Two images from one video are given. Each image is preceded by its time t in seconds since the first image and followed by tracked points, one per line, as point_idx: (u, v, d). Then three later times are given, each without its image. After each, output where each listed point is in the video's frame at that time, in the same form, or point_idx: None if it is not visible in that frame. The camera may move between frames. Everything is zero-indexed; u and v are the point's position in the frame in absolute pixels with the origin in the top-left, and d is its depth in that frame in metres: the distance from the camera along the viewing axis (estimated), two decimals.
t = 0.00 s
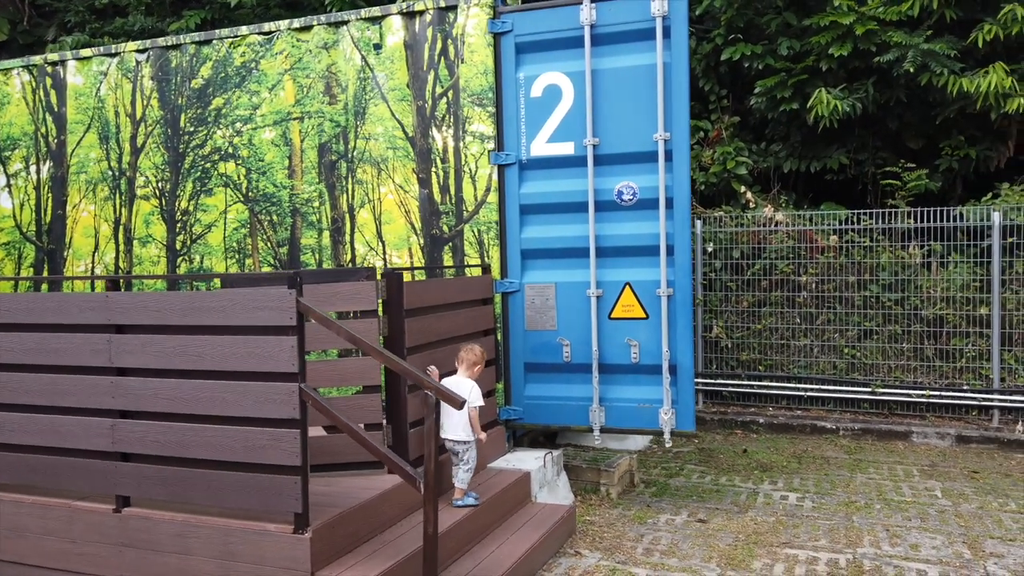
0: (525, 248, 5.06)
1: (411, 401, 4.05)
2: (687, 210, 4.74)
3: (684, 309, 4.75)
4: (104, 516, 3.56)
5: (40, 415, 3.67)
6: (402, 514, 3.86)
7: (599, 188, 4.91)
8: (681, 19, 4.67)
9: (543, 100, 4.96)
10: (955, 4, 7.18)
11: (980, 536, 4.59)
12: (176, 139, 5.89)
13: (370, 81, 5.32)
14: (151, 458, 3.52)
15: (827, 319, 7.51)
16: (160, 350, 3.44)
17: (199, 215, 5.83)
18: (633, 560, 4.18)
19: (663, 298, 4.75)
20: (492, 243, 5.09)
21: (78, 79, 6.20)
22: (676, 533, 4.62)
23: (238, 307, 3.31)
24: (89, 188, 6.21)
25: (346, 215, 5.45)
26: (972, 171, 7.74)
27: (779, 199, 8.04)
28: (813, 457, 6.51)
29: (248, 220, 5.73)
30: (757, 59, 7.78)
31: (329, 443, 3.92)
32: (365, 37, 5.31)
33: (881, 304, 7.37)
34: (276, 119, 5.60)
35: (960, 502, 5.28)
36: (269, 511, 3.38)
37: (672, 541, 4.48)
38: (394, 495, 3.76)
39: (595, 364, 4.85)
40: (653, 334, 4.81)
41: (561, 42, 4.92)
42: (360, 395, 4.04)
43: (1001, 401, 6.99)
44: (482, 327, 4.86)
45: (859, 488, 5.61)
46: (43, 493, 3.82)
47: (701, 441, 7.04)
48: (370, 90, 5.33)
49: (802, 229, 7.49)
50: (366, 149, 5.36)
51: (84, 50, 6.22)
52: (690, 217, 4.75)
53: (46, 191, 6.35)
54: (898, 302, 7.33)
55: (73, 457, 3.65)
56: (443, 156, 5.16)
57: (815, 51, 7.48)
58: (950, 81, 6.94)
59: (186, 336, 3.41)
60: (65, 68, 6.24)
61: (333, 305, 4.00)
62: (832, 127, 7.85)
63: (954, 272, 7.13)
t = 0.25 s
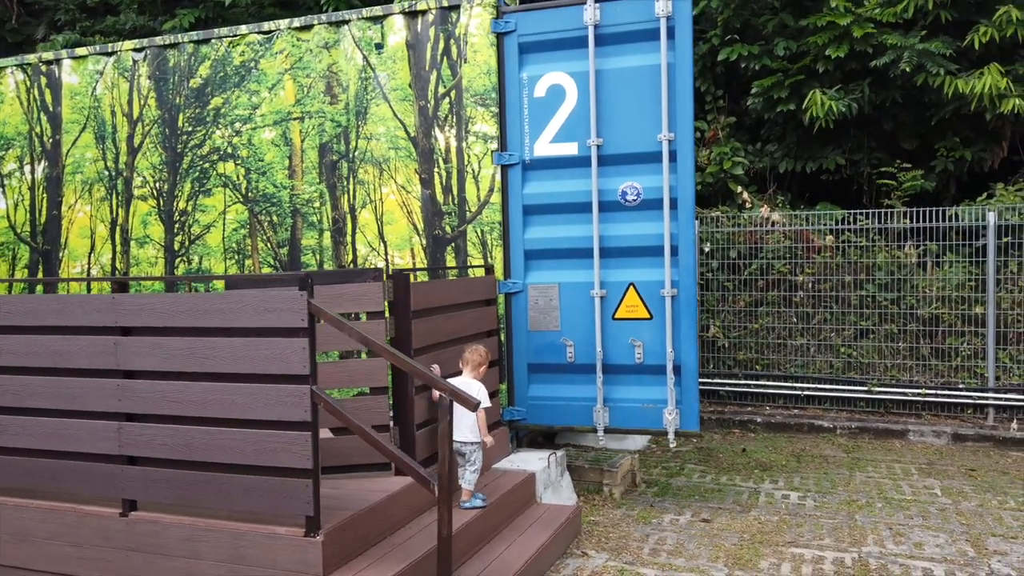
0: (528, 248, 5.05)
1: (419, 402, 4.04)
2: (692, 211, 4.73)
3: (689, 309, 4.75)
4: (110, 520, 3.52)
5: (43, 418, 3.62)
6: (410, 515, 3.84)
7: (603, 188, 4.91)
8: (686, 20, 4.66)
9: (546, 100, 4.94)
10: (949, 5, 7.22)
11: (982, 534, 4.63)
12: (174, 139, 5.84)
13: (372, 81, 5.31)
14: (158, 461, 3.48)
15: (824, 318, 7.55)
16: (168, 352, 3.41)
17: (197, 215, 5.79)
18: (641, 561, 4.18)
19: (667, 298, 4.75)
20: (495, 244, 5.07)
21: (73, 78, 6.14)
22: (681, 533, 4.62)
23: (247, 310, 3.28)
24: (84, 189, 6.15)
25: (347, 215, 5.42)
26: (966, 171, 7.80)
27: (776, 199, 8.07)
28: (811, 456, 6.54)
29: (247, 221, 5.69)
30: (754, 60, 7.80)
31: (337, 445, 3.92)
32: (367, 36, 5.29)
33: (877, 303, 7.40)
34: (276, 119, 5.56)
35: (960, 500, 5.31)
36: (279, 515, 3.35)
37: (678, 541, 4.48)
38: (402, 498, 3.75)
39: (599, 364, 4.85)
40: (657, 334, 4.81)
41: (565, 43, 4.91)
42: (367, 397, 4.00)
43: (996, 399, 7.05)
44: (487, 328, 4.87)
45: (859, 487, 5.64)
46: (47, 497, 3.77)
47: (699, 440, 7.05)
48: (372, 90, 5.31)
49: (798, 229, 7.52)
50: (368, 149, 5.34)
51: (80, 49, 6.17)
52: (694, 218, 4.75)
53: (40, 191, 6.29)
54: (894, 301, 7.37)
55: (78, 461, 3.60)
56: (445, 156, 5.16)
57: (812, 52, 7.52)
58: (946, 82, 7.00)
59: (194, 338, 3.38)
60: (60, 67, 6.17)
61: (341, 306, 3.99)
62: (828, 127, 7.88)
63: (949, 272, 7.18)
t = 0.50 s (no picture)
0: (533, 248, 5.04)
1: (426, 402, 4.03)
2: (697, 210, 4.73)
3: (694, 309, 4.75)
4: (118, 523, 3.48)
5: (49, 421, 3.57)
6: (421, 517, 3.83)
7: (608, 188, 4.89)
8: (691, 20, 4.65)
9: (551, 100, 4.93)
10: (946, 6, 7.23)
11: (987, 531, 4.66)
12: (174, 138, 5.81)
13: (375, 81, 5.29)
14: (167, 463, 3.45)
15: (822, 318, 7.56)
16: (178, 353, 3.38)
17: (198, 215, 5.75)
18: (650, 561, 4.18)
19: (673, 298, 4.75)
20: (500, 243, 5.08)
21: (71, 77, 6.09)
22: (688, 532, 4.62)
23: (260, 310, 3.25)
24: (83, 188, 6.10)
25: (350, 215, 5.41)
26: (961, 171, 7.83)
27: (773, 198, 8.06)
28: (812, 455, 6.56)
29: (249, 220, 5.67)
30: (751, 60, 7.82)
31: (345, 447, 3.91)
32: (370, 36, 5.27)
33: (876, 302, 7.42)
34: (278, 119, 5.54)
35: (963, 498, 5.34)
36: (290, 517, 3.32)
37: (686, 541, 4.48)
38: (413, 499, 3.73)
39: (605, 364, 4.84)
40: (663, 334, 4.81)
41: (568, 42, 4.89)
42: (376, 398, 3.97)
43: (994, 397, 7.10)
44: (491, 328, 4.87)
45: (862, 485, 5.67)
46: (51, 500, 3.73)
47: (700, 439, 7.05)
48: (375, 90, 5.30)
49: (796, 229, 7.53)
50: (371, 149, 5.34)
51: (78, 48, 6.12)
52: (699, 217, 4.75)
53: (37, 190, 6.24)
54: (892, 300, 7.38)
55: (84, 463, 3.56)
56: (450, 156, 5.15)
57: (810, 53, 7.54)
58: (942, 82, 7.02)
59: (205, 339, 3.35)
60: (58, 66, 6.12)
61: (349, 307, 3.99)
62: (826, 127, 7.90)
63: (947, 271, 7.22)
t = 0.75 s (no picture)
0: (538, 247, 5.04)
1: (436, 401, 4.04)
2: (702, 209, 4.74)
3: (699, 307, 4.76)
4: (128, 523, 3.46)
5: (58, 420, 3.54)
6: (432, 515, 3.83)
7: (613, 187, 4.90)
8: (695, 20, 4.66)
9: (556, 99, 4.93)
10: (941, 7, 7.28)
11: (989, 527, 4.70)
12: (175, 137, 5.78)
13: (378, 79, 5.28)
14: (178, 462, 3.43)
15: (819, 316, 7.62)
16: (190, 352, 3.36)
17: (199, 214, 5.73)
18: (658, 558, 4.19)
19: (678, 296, 4.76)
20: (505, 242, 5.08)
21: (70, 74, 6.04)
22: (695, 530, 4.65)
23: (274, 308, 3.25)
24: (81, 187, 6.06)
25: (353, 213, 5.40)
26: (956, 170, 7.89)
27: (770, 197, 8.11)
28: (811, 452, 6.60)
29: (251, 219, 5.64)
30: (749, 60, 7.84)
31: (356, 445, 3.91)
32: (373, 34, 5.26)
33: (872, 301, 7.49)
34: (281, 117, 5.52)
35: (963, 494, 5.39)
36: (304, 515, 3.32)
37: (693, 538, 4.50)
38: (424, 497, 3.74)
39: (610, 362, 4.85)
40: (668, 332, 4.82)
41: (573, 41, 4.90)
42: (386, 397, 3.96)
43: (990, 394, 7.15)
44: (496, 327, 4.90)
45: (863, 482, 5.71)
46: (59, 500, 3.70)
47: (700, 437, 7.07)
48: (379, 88, 5.29)
49: (794, 227, 7.55)
50: (374, 148, 5.32)
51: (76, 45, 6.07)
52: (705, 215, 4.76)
53: (34, 189, 6.19)
54: (889, 298, 7.45)
55: (93, 463, 3.54)
56: (454, 154, 5.15)
57: (807, 53, 7.57)
58: (939, 81, 7.06)
59: (219, 337, 3.34)
60: (56, 63, 6.07)
61: (360, 305, 3.95)
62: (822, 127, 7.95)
63: (943, 269, 7.25)
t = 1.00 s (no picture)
0: (540, 243, 5.05)
1: (443, 396, 4.06)
2: (705, 205, 4.78)
3: (701, 303, 4.79)
4: (140, 519, 3.46)
5: (69, 417, 3.54)
6: (440, 510, 3.86)
7: (616, 183, 4.93)
8: (698, 17, 4.69)
9: (559, 96, 4.94)
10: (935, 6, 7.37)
11: (987, 519, 4.77)
12: (174, 133, 5.75)
13: (380, 75, 5.28)
14: (190, 458, 3.43)
15: (814, 312, 7.69)
16: (202, 347, 3.36)
17: (199, 210, 5.70)
18: (664, 551, 4.21)
19: (680, 292, 4.79)
20: (508, 238, 5.10)
21: (66, 70, 5.99)
22: (698, 523, 4.68)
23: (288, 303, 3.26)
24: (78, 183, 6.01)
25: (356, 210, 5.39)
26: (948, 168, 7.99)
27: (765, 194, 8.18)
28: (807, 447, 6.66)
29: (251, 216, 5.61)
30: (744, 58, 7.90)
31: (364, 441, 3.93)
32: (375, 30, 5.25)
33: (866, 297, 7.56)
34: (281, 113, 5.50)
35: (959, 487, 5.46)
36: (318, 510, 3.33)
37: (697, 532, 4.54)
38: (433, 492, 3.76)
39: (613, 358, 4.88)
40: (670, 328, 4.85)
41: (576, 38, 4.91)
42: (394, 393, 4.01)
43: (982, 389, 7.25)
44: (500, 323, 4.92)
45: (861, 476, 5.77)
46: (69, 497, 3.70)
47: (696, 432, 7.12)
48: (381, 84, 5.29)
49: (789, 224, 7.61)
50: (377, 144, 5.30)
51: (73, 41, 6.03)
52: (707, 212, 4.80)
53: (30, 185, 6.14)
54: (883, 295, 7.52)
55: (104, 459, 3.54)
56: (457, 151, 5.16)
57: (803, 52, 7.65)
58: (933, 80, 7.14)
59: (231, 332, 3.34)
60: (52, 59, 6.02)
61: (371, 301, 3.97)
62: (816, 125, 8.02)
63: (936, 266, 7.33)
